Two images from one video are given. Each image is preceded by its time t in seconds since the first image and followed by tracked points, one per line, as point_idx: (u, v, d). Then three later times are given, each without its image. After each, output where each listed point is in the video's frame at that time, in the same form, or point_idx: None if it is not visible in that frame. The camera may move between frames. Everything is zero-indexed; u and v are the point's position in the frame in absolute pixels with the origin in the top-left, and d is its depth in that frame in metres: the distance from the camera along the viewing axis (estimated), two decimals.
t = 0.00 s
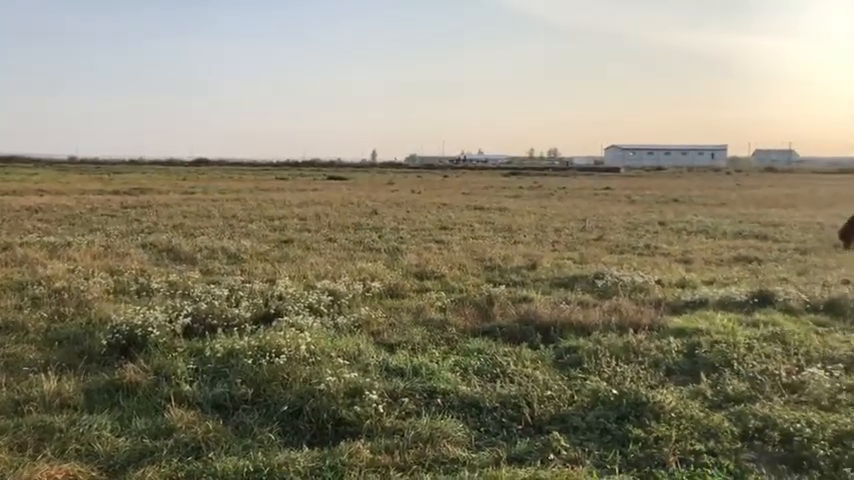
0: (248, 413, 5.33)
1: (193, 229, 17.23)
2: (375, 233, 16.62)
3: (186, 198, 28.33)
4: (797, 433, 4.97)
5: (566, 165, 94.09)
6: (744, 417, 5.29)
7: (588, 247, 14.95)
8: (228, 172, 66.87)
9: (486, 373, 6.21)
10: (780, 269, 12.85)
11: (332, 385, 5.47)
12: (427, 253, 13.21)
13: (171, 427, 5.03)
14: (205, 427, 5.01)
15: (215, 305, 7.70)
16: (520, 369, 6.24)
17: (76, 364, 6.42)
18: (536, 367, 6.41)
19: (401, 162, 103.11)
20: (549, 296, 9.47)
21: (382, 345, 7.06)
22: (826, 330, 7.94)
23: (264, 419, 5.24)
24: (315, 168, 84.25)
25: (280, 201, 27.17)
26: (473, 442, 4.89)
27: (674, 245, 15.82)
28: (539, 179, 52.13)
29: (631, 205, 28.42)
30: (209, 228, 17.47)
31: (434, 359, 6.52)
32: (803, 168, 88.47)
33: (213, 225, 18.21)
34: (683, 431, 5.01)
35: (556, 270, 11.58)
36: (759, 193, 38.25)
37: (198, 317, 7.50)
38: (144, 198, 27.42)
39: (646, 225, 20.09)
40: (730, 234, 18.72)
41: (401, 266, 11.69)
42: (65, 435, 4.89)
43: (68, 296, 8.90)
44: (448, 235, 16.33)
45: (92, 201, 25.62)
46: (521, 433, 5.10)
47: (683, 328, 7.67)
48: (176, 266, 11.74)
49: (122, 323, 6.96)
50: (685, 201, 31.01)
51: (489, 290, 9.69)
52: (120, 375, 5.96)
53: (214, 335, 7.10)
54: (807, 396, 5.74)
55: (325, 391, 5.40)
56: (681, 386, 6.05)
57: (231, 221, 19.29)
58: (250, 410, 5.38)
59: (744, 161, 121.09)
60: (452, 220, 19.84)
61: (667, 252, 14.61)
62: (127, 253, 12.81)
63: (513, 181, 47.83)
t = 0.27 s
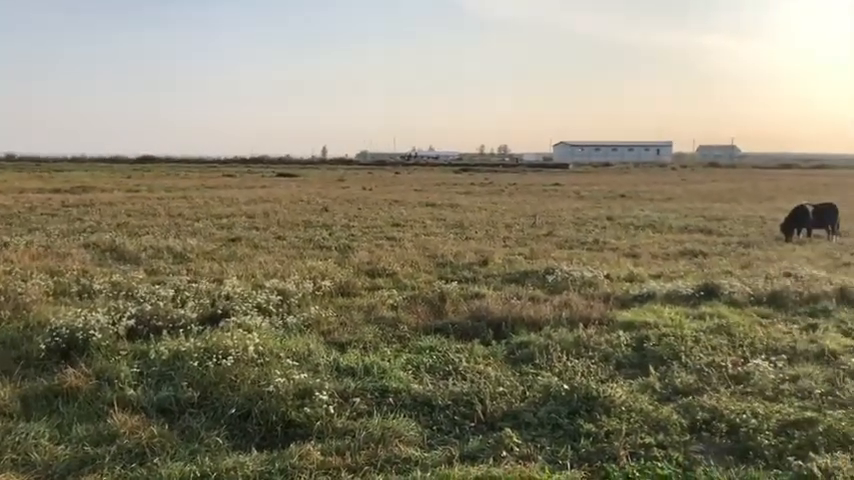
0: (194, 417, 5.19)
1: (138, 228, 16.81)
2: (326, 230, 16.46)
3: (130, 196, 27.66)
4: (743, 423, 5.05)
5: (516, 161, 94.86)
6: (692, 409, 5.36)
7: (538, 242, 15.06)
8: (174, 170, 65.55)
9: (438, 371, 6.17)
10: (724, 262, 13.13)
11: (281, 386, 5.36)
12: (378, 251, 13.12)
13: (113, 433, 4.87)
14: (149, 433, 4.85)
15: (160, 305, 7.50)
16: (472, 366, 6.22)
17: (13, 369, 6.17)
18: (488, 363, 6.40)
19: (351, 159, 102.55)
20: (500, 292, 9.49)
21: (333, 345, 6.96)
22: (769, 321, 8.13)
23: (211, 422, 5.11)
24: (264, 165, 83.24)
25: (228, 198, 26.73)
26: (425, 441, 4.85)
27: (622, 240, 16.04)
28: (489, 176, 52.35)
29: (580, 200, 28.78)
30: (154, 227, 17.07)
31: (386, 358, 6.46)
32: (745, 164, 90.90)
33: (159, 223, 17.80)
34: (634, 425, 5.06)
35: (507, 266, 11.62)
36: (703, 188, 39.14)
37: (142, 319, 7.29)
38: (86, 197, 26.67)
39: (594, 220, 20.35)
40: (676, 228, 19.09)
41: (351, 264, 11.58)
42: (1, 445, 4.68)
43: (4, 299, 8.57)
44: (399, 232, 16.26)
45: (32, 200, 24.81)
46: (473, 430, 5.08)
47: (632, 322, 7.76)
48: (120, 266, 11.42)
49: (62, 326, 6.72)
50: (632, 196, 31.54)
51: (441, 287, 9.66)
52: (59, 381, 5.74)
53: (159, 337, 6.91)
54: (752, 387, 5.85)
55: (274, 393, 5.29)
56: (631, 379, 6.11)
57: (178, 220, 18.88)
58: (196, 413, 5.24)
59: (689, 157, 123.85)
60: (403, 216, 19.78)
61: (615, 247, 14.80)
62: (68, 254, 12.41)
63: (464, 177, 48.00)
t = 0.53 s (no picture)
0: (134, 422, 5.04)
1: (74, 227, 16.28)
2: (270, 228, 16.22)
3: (66, 194, 26.78)
4: (685, 416, 5.15)
5: (462, 157, 95.27)
6: (636, 402, 5.44)
7: (485, 239, 15.13)
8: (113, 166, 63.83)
9: (385, 369, 6.13)
10: (665, 257, 13.41)
11: (224, 388, 5.25)
12: (324, 248, 12.99)
13: (48, 441, 4.68)
14: (86, 439, 4.68)
15: (98, 307, 7.26)
16: (420, 363, 6.20)
17: None
18: (436, 361, 6.38)
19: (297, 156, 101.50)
20: (447, 289, 9.49)
21: (278, 345, 6.85)
22: (709, 314, 8.33)
23: (152, 427, 4.96)
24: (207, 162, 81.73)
25: (170, 196, 26.14)
26: (372, 441, 4.80)
27: (566, 235, 16.24)
28: (436, 172, 52.42)
29: (526, 196, 29.04)
30: (92, 225, 16.55)
31: (332, 357, 6.38)
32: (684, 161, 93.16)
33: (97, 222, 17.27)
34: (580, 419, 5.10)
35: (454, 263, 11.64)
36: (644, 184, 39.95)
37: (78, 321, 7.04)
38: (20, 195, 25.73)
39: (539, 216, 20.56)
40: (619, 224, 19.43)
41: (297, 262, 11.43)
42: None
43: None
44: (346, 229, 16.13)
45: None
46: (421, 429, 5.05)
47: (577, 317, 7.85)
48: (55, 267, 11.03)
49: None
50: (576, 192, 31.98)
51: (388, 284, 9.61)
52: None
53: (97, 340, 6.68)
54: (693, 380, 5.97)
55: (217, 396, 5.17)
56: (576, 374, 6.17)
57: (117, 218, 18.36)
58: (136, 418, 5.08)
59: (630, 154, 126.33)
60: (350, 214, 19.64)
61: (560, 242, 14.98)
62: None
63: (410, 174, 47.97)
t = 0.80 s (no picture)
0: (78, 426, 4.88)
1: (15, 225, 15.75)
2: (221, 225, 15.94)
3: (7, 191, 25.92)
4: (637, 410, 5.21)
5: (416, 154, 95.24)
6: (589, 397, 5.48)
7: (438, 235, 15.13)
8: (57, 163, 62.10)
9: (338, 368, 6.06)
10: (616, 252, 13.59)
11: (173, 390, 5.12)
12: (276, 246, 12.81)
13: None
14: (27, 445, 4.52)
15: (40, 308, 7.02)
16: (374, 361, 6.15)
17: None
18: (390, 358, 6.34)
19: (249, 152, 100.19)
20: (401, 286, 9.44)
21: (229, 345, 6.72)
22: (659, 309, 8.47)
23: (97, 431, 4.82)
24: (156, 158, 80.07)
25: (117, 193, 25.52)
26: (326, 441, 4.74)
27: (519, 232, 16.33)
28: (390, 169, 52.21)
29: (479, 193, 29.17)
30: (34, 224, 16.04)
31: (284, 356, 6.29)
32: (633, 157, 94.68)
33: (39, 220, 16.75)
34: (534, 415, 5.12)
35: (408, 260, 11.60)
36: (595, 181, 40.49)
37: (19, 323, 6.80)
38: None
39: (493, 212, 20.66)
40: (571, 220, 19.62)
41: (248, 260, 11.25)
42: None
43: None
44: (298, 226, 15.96)
45: None
46: (375, 428, 5.01)
47: (531, 313, 7.89)
48: None
49: None
50: (529, 189, 32.25)
51: (341, 282, 9.52)
52: None
53: (39, 342, 6.46)
54: (644, 374, 6.05)
55: (166, 397, 5.04)
56: (530, 370, 6.19)
57: (61, 216, 17.84)
58: (81, 422, 4.93)
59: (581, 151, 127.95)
60: (302, 210, 19.44)
61: (513, 239, 15.06)
62: None
63: (364, 170, 47.72)
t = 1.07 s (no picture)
0: (37, 429, 4.77)
1: None
2: (185, 223, 15.72)
3: None
4: (602, 405, 5.25)
5: (382, 151, 95.00)
6: (555, 393, 5.52)
7: (405, 233, 15.11)
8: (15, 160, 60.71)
9: (304, 367, 6.02)
10: (581, 249, 13.71)
11: (135, 391, 5.04)
12: (241, 244, 12.67)
13: None
14: None
15: None
16: (340, 360, 6.11)
17: None
18: (356, 357, 6.31)
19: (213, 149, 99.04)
20: (368, 284, 9.41)
21: (193, 344, 6.63)
22: (623, 305, 8.56)
23: (57, 434, 4.71)
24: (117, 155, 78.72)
25: (76, 190, 25.03)
26: (292, 441, 4.70)
27: (486, 229, 16.40)
28: (356, 166, 52.02)
29: (445, 190, 29.21)
30: None
31: (249, 356, 6.22)
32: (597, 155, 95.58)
33: None
34: (500, 412, 5.14)
35: (375, 257, 11.57)
36: (560, 178, 40.80)
37: None
38: None
39: (459, 210, 20.69)
40: (536, 218, 19.75)
41: (212, 258, 11.12)
42: None
43: None
44: (264, 224, 15.81)
45: None
46: (341, 427, 4.98)
47: (497, 309, 7.92)
48: None
49: None
50: (495, 186, 32.38)
51: (307, 280, 9.45)
52: None
53: None
54: (609, 369, 6.11)
55: (128, 399, 4.96)
56: (496, 367, 6.21)
57: (18, 214, 17.43)
58: (39, 425, 4.81)
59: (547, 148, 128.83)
60: (268, 208, 19.27)
61: (480, 236, 15.11)
62: None
63: (330, 168, 47.46)
